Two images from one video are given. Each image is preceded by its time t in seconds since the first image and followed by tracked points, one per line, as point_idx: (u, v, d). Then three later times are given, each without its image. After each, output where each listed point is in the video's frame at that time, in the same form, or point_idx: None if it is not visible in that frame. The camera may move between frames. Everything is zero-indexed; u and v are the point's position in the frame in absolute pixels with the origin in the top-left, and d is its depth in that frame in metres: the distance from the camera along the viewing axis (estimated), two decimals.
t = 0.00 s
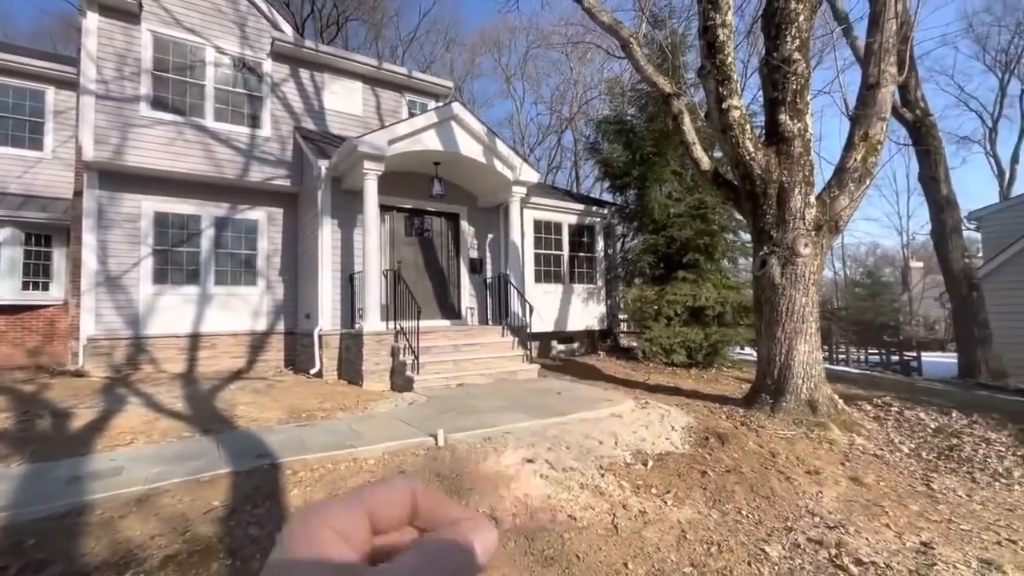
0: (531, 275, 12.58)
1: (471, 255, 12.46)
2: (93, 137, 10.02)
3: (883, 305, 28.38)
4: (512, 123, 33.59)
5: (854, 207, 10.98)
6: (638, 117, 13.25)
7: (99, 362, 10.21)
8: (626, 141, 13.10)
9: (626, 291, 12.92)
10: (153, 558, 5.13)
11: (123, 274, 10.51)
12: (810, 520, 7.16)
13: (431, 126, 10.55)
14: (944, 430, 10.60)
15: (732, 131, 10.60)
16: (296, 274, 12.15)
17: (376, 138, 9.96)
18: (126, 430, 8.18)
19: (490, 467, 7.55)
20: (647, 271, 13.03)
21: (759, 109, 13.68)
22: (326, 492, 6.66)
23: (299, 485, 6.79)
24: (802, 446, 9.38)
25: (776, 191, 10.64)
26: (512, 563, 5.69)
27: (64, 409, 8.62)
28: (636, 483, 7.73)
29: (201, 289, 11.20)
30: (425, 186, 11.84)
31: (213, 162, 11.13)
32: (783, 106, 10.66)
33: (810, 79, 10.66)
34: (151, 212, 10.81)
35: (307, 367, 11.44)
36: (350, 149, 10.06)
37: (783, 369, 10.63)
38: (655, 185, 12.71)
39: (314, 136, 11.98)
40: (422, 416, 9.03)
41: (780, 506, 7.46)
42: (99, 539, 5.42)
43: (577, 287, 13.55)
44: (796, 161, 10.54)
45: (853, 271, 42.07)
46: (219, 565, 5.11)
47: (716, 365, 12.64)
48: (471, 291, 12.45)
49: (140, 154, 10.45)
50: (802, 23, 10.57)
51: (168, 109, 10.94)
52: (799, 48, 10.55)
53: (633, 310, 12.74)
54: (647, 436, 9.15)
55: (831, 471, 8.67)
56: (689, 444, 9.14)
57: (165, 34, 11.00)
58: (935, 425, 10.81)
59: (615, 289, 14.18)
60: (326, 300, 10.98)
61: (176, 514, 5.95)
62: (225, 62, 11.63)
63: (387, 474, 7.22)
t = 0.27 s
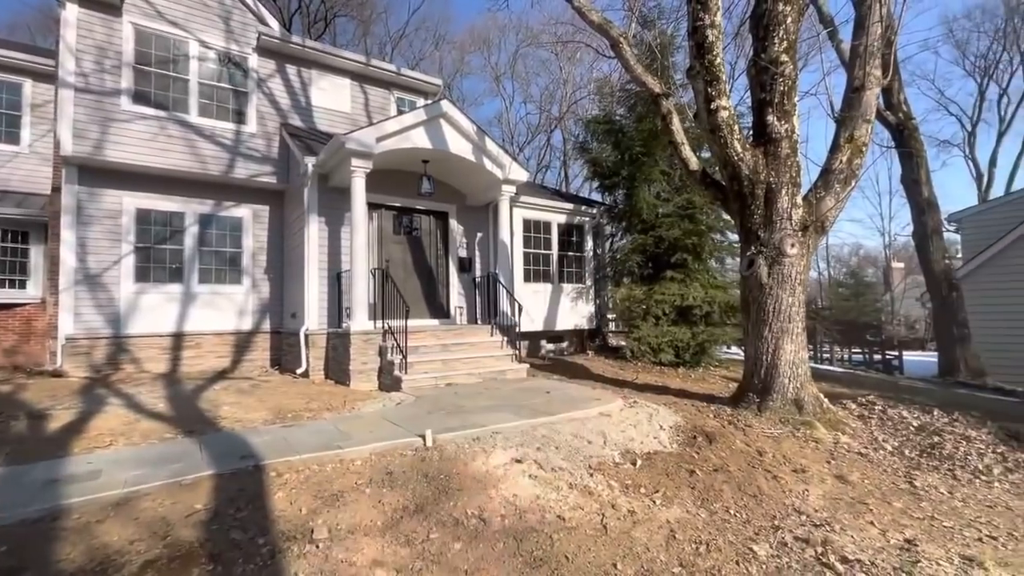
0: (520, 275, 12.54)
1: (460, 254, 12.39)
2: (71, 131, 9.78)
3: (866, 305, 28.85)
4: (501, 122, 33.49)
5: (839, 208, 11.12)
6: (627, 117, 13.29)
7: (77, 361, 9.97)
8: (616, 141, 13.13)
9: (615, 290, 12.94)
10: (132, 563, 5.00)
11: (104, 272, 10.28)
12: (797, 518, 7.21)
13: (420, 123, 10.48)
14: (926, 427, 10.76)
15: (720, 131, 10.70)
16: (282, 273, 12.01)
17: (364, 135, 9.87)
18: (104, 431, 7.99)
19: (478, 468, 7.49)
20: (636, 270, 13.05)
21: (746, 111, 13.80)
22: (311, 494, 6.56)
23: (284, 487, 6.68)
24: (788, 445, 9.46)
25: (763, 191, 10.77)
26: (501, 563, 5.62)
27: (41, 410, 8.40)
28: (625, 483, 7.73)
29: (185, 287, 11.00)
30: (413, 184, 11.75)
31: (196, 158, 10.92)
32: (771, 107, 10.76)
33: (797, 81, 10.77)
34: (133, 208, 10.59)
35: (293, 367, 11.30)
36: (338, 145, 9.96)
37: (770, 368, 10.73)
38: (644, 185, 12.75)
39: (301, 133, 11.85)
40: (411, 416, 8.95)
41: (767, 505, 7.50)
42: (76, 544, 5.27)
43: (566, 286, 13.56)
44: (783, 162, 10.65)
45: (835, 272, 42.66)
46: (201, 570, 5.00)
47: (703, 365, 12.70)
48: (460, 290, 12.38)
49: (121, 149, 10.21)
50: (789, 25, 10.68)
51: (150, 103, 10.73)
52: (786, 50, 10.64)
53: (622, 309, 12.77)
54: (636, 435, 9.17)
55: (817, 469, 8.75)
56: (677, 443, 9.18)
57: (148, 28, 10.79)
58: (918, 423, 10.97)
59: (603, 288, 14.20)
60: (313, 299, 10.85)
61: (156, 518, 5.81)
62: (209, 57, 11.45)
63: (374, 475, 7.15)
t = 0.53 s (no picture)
0: (512, 274, 12.52)
1: (453, 253, 12.34)
2: (57, 126, 9.61)
3: (853, 305, 29.19)
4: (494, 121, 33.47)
5: (830, 208, 11.22)
6: (620, 116, 13.32)
7: (62, 361, 9.80)
8: (608, 141, 13.16)
9: (606, 290, 12.95)
10: (119, 566, 4.91)
11: (89, 270, 10.10)
12: (789, 516, 7.24)
13: (413, 121, 10.42)
14: (914, 426, 10.86)
15: (713, 131, 10.75)
16: (272, 272, 11.90)
17: (355, 132, 9.80)
18: (90, 432, 7.85)
19: (471, 467, 7.44)
20: (628, 270, 13.07)
21: (737, 112, 13.88)
22: (302, 494, 6.49)
23: (275, 488, 6.60)
24: (779, 443, 9.51)
25: (754, 191, 10.81)
26: (494, 563, 5.57)
27: (25, 410, 8.24)
28: (618, 482, 7.73)
29: (173, 285, 10.86)
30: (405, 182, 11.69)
31: (185, 155, 10.79)
32: (763, 108, 10.83)
33: (788, 82, 10.84)
34: (120, 205, 10.43)
35: (284, 366, 11.20)
36: (329, 142, 9.89)
37: (761, 367, 10.79)
38: (637, 184, 12.80)
39: (292, 130, 11.76)
40: (403, 416, 8.88)
41: (759, 504, 7.53)
42: (61, 546, 5.16)
43: (558, 285, 13.56)
44: (774, 162, 10.70)
45: (823, 272, 43.06)
46: (190, 573, 4.91)
47: (694, 363, 12.75)
48: (452, 289, 12.33)
49: (108, 145, 10.05)
50: (781, 26, 10.74)
51: (138, 99, 10.57)
52: (778, 51, 10.72)
53: (613, 308, 12.77)
54: (628, 434, 9.18)
55: (808, 467, 8.80)
56: (670, 442, 9.20)
57: (135, 22, 10.64)
58: (906, 421, 11.08)
59: (595, 287, 14.24)
60: (304, 297, 10.75)
61: (142, 520, 5.71)
62: (198, 52, 11.32)
63: (366, 475, 7.08)
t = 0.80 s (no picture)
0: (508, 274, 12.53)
1: (448, 252, 12.32)
2: (48, 124, 9.52)
3: (845, 305, 29.46)
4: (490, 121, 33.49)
5: (824, 208, 11.30)
6: (615, 116, 13.36)
7: (53, 361, 9.70)
8: (605, 140, 13.18)
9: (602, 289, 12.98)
10: (112, 568, 4.87)
11: (81, 269, 10.01)
12: (783, 515, 7.30)
13: (409, 120, 10.40)
14: (905, 424, 10.97)
15: (708, 132, 10.84)
16: (267, 272, 11.84)
17: (351, 131, 9.78)
18: (81, 432, 7.78)
19: (466, 467, 7.43)
20: (623, 270, 13.08)
21: (733, 113, 13.96)
22: (298, 494, 6.46)
23: (269, 488, 6.57)
24: (773, 443, 9.58)
25: (749, 192, 10.91)
26: (489, 563, 5.56)
27: (15, 410, 8.16)
28: (614, 481, 7.74)
29: (166, 285, 10.78)
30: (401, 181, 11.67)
31: (179, 153, 10.71)
32: (757, 109, 10.91)
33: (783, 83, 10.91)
34: (112, 204, 10.34)
35: (278, 365, 11.13)
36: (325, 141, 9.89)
37: (755, 366, 10.87)
38: (632, 184, 12.86)
39: (286, 128, 11.71)
40: (399, 416, 8.86)
41: (754, 502, 7.58)
42: (53, 548, 5.11)
43: (553, 285, 13.57)
44: (768, 162, 10.78)
45: (817, 272, 43.42)
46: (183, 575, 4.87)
47: (688, 363, 12.80)
48: (448, 288, 12.31)
49: (100, 143, 9.96)
50: (776, 28, 10.81)
51: (130, 97, 10.48)
52: (772, 52, 10.79)
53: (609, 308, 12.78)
54: (624, 433, 9.20)
55: (801, 466, 8.86)
56: (665, 441, 9.23)
57: (128, 19, 10.54)
58: (897, 420, 11.19)
59: (591, 287, 14.28)
60: (298, 296, 10.71)
61: (135, 521, 5.66)
62: (192, 49, 11.24)
63: (362, 475, 7.07)
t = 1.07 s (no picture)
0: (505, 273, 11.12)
1: (438, 247, 10.85)
2: None
3: (892, 306, 28.02)
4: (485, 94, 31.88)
5: (867, 196, 9.86)
6: (628, 91, 11.94)
7: None
8: (617, 120, 11.75)
9: (613, 290, 11.57)
10: None
11: (12, 265, 8.88)
12: (818, 546, 6.02)
13: (392, 94, 9.04)
14: (960, 444, 9.55)
15: (735, 108, 9.47)
16: (228, 268, 10.64)
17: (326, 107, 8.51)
18: (14, 451, 6.45)
19: (457, 493, 6.03)
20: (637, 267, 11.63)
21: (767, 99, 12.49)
22: (264, 523, 5.12)
23: (231, 516, 5.20)
24: (810, 465, 8.14)
25: (782, 177, 9.51)
26: None
27: None
28: (626, 510, 6.31)
29: (112, 283, 9.60)
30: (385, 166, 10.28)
31: (126, 130, 9.52)
32: (792, 82, 9.49)
33: (821, 53, 9.54)
34: (49, 189, 9.21)
35: (243, 377, 9.71)
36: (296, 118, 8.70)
37: (789, 378, 9.46)
38: (648, 169, 11.43)
39: (250, 103, 10.47)
40: (379, 435, 7.46)
41: (787, 532, 6.23)
42: None
43: (558, 284, 12.08)
44: (805, 143, 9.45)
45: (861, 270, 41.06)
46: None
47: (710, 373, 11.33)
48: (437, 289, 10.86)
49: (32, 118, 8.80)
50: None
51: (70, 66, 9.29)
52: (809, 17, 9.40)
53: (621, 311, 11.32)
54: (638, 454, 7.78)
55: (840, 491, 7.44)
56: (685, 463, 7.77)
57: None
58: (950, 439, 9.77)
59: (601, 287, 12.77)
60: (264, 298, 9.31)
61: (76, 557, 4.42)
62: (142, 13, 10.04)
63: (338, 502, 5.67)
